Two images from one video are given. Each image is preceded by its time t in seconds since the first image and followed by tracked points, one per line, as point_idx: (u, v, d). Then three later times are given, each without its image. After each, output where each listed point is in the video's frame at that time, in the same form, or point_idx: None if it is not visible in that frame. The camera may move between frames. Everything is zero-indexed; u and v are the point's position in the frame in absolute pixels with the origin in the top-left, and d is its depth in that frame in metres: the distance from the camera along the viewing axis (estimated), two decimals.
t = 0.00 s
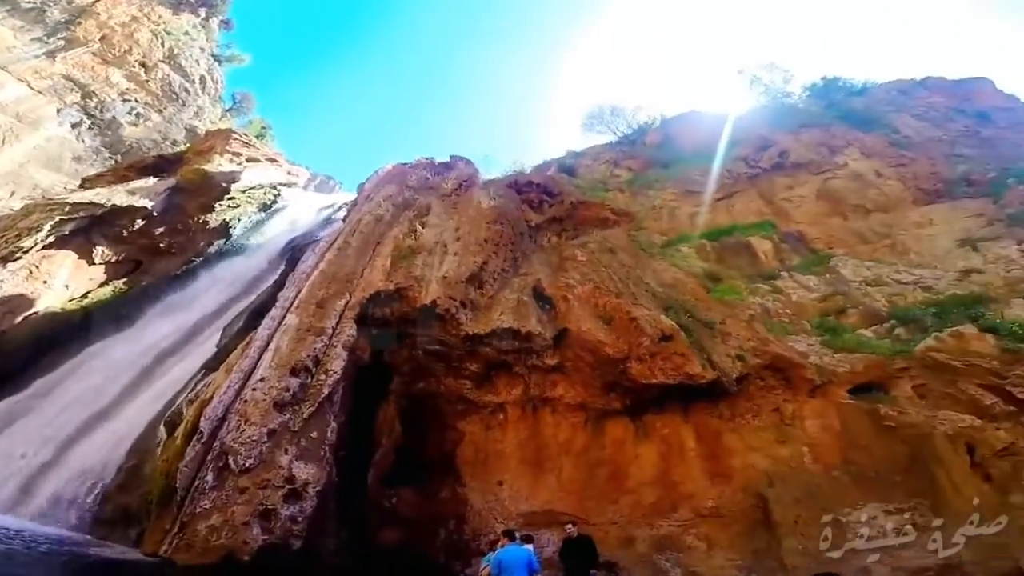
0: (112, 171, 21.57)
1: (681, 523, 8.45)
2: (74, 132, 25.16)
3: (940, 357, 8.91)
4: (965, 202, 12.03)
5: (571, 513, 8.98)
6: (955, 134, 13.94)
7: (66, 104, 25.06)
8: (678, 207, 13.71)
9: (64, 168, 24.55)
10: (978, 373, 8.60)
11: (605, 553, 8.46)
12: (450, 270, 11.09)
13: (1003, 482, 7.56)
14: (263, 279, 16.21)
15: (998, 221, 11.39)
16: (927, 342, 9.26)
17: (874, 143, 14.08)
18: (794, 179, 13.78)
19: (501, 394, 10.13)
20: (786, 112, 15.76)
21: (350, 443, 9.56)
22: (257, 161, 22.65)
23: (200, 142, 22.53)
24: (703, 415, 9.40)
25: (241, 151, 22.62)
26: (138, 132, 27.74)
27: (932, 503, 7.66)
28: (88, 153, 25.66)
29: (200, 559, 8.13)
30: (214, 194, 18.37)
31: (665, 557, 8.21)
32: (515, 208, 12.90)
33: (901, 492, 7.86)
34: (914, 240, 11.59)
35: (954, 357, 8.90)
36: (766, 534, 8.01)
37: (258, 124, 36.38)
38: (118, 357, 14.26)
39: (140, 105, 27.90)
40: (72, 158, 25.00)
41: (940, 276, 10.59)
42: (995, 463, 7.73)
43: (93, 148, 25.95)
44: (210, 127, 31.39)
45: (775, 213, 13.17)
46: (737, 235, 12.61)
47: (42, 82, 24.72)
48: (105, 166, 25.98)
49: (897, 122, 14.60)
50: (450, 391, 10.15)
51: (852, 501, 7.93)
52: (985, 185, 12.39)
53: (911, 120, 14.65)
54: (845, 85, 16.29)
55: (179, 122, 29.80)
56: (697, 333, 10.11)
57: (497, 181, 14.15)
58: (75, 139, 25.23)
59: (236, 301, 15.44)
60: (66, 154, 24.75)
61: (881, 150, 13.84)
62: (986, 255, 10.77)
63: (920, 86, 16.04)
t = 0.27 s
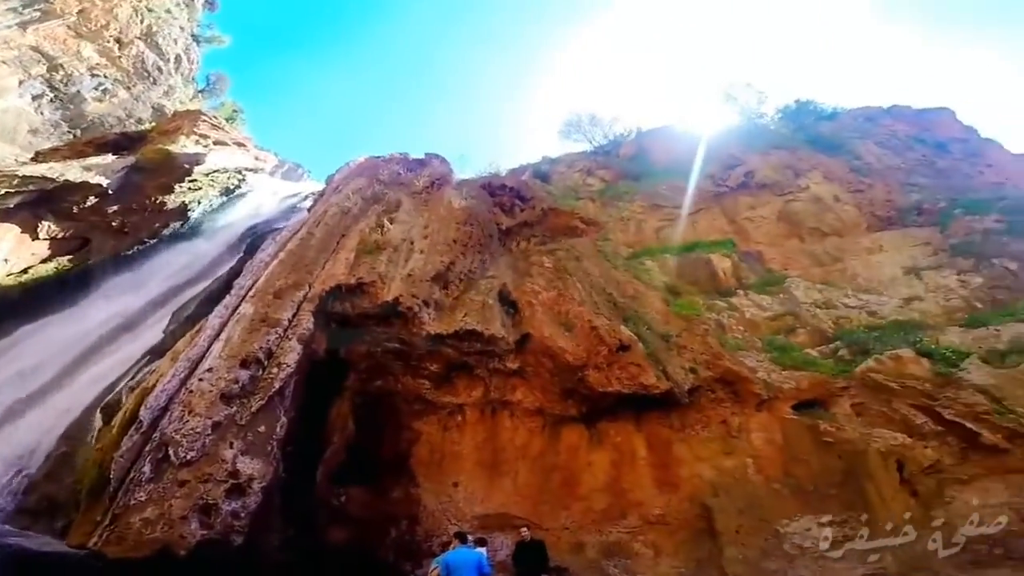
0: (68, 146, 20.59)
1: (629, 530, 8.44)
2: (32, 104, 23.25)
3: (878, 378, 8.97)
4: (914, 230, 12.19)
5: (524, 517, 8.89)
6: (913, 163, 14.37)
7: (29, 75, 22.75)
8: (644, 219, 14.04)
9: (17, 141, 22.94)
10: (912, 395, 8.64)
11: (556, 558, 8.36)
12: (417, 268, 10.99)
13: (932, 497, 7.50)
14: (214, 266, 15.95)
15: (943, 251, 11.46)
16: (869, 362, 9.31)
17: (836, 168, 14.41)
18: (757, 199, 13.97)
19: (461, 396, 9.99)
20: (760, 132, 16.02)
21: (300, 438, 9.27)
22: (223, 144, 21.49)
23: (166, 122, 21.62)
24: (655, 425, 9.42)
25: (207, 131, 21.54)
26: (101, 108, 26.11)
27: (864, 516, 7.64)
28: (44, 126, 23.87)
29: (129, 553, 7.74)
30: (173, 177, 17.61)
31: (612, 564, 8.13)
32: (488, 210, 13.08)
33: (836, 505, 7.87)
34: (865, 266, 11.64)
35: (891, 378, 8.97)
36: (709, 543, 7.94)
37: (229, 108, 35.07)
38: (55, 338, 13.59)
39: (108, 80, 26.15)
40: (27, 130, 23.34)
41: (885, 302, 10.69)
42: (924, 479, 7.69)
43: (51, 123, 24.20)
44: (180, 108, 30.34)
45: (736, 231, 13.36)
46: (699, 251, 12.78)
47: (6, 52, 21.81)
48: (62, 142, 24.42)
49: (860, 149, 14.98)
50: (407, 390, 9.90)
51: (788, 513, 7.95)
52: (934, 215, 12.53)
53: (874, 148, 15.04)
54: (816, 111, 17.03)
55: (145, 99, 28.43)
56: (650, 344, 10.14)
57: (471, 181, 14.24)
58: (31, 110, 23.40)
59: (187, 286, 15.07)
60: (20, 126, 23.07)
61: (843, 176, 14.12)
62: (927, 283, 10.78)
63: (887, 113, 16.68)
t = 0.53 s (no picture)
0: (23, 119, 19.61)
1: (579, 538, 8.57)
2: None
3: (818, 398, 9.19)
4: (864, 257, 12.66)
5: (478, 520, 8.84)
6: (868, 191, 14.94)
7: None
8: (611, 231, 14.33)
9: None
10: (849, 413, 8.87)
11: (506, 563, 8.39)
12: (380, 265, 10.68)
13: (862, 512, 7.76)
14: (168, 249, 15.34)
15: (887, 280, 11.83)
16: (812, 381, 9.64)
17: (797, 192, 14.91)
18: (721, 220, 14.33)
19: (420, 396, 9.72)
20: (730, 152, 16.58)
21: (247, 432, 8.96)
22: (192, 126, 20.60)
23: (131, 100, 20.75)
24: (608, 435, 9.46)
25: (175, 111, 20.62)
26: (70, 82, 23.24)
27: (796, 528, 7.98)
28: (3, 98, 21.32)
29: (55, 545, 7.37)
30: (137, 153, 16.93)
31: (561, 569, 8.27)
32: (460, 212, 13.31)
33: (772, 517, 8.19)
34: (815, 291, 11.96)
35: (831, 399, 9.18)
36: (654, 552, 8.19)
37: (200, 90, 33.55)
38: None
39: (82, 55, 23.80)
40: None
41: (830, 327, 10.96)
42: (855, 495, 7.95)
43: (10, 93, 21.56)
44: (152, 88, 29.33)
45: (698, 249, 13.76)
46: (659, 268, 13.08)
47: None
48: (21, 114, 21.55)
49: (822, 174, 15.55)
50: (362, 387, 9.65)
51: (729, 524, 8.25)
52: (883, 245, 13.18)
53: (834, 174, 15.64)
54: (783, 134, 17.74)
55: (116, 76, 25.34)
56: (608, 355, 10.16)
57: (446, 181, 14.51)
58: None
59: (138, 267, 14.48)
60: None
61: (803, 200, 14.67)
62: (872, 310, 11.14)
63: (849, 141, 17.42)
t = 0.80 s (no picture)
0: None
1: (529, 543, 8.45)
2: None
3: (763, 414, 9.53)
4: (814, 282, 13.14)
5: (429, 522, 8.66)
6: (824, 219, 15.19)
7: None
8: (578, 241, 14.51)
9: None
10: (790, 430, 9.22)
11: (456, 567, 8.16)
12: (342, 259, 10.42)
13: (797, 525, 8.09)
14: (120, 227, 14.55)
15: (836, 304, 12.41)
16: (758, 399, 10.04)
17: (759, 215, 15.22)
18: (684, 237, 14.66)
19: (374, 395, 9.57)
20: (699, 172, 16.80)
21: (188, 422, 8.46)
22: (161, 106, 20.46)
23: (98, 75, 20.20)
24: (562, 442, 9.42)
25: (143, 91, 20.25)
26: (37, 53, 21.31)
27: (734, 541, 8.13)
28: None
29: None
30: (98, 131, 16.69)
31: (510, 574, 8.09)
32: (429, 210, 13.11)
33: (714, 529, 8.30)
34: (766, 311, 12.49)
35: (774, 416, 9.54)
36: (600, 560, 8.13)
37: (176, 70, 31.56)
38: None
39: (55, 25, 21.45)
40: None
41: (779, 345, 11.43)
42: (791, 509, 8.27)
43: None
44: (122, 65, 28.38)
45: (660, 265, 13.95)
46: (623, 280, 13.20)
47: None
48: None
49: (784, 199, 15.78)
50: (315, 382, 9.47)
51: (673, 535, 8.28)
52: (835, 270, 13.41)
53: (794, 199, 15.88)
54: (752, 157, 17.53)
55: (89, 50, 23.02)
56: (564, 363, 10.10)
57: (417, 177, 14.20)
58: None
59: (85, 245, 13.71)
60: None
61: (764, 223, 14.97)
62: (818, 333, 11.70)
63: (813, 166, 17.51)
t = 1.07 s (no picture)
0: None
1: (480, 545, 8.26)
2: None
3: (710, 425, 9.73)
4: (767, 301, 13.65)
5: (375, 520, 8.40)
6: (783, 239, 15.86)
7: None
8: (546, 246, 14.55)
9: None
10: (734, 442, 9.44)
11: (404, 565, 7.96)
12: (302, 246, 10.19)
13: (736, 535, 8.33)
14: (69, 200, 13.70)
15: (786, 323, 12.92)
16: (705, 410, 10.27)
17: (720, 232, 15.67)
18: (648, 249, 14.92)
19: (324, 389, 9.35)
20: (666, 186, 17.22)
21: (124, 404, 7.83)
22: (128, 81, 19.73)
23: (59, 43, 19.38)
24: (517, 444, 9.36)
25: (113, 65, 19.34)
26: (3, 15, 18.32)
27: (677, 548, 8.22)
28: None
29: None
30: (56, 100, 15.84)
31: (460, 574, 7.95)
32: (397, 203, 12.86)
33: (658, 536, 8.38)
34: (721, 326, 12.87)
35: (721, 426, 9.77)
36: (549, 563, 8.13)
37: (154, 45, 26.56)
38: None
39: None
40: None
41: (730, 359, 11.82)
42: (731, 518, 8.49)
43: None
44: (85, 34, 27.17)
45: (622, 275, 14.10)
46: (586, 287, 13.26)
47: None
48: None
49: (746, 218, 16.26)
50: (263, 372, 9.23)
51: (619, 540, 8.32)
52: (788, 291, 13.94)
53: (755, 218, 16.37)
54: (719, 174, 18.11)
55: (66, 19, 20.12)
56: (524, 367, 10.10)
57: (388, 170, 13.98)
58: None
59: (27, 216, 12.77)
60: None
61: (724, 240, 15.44)
62: (766, 350, 12.15)
63: (777, 188, 18.13)
